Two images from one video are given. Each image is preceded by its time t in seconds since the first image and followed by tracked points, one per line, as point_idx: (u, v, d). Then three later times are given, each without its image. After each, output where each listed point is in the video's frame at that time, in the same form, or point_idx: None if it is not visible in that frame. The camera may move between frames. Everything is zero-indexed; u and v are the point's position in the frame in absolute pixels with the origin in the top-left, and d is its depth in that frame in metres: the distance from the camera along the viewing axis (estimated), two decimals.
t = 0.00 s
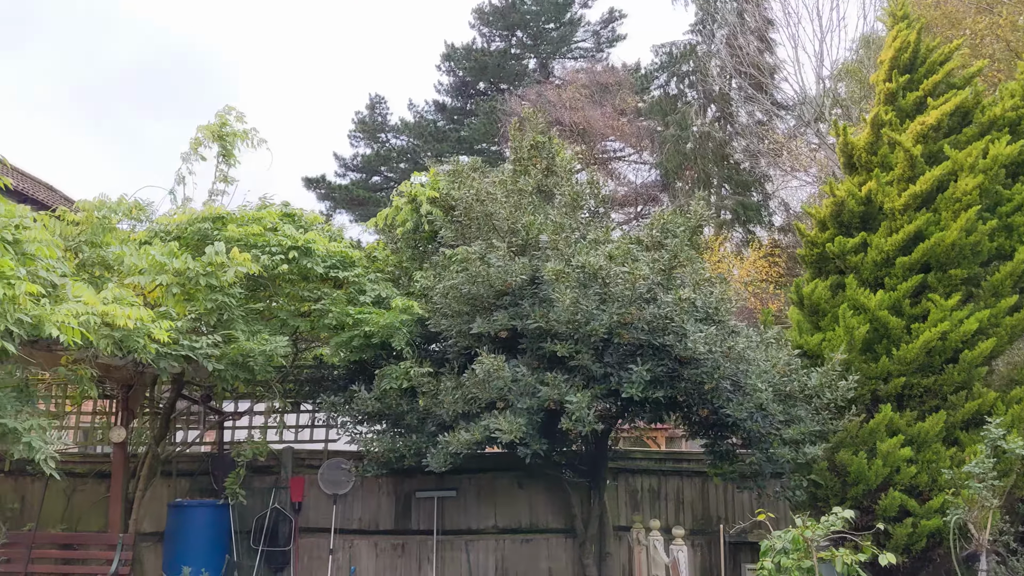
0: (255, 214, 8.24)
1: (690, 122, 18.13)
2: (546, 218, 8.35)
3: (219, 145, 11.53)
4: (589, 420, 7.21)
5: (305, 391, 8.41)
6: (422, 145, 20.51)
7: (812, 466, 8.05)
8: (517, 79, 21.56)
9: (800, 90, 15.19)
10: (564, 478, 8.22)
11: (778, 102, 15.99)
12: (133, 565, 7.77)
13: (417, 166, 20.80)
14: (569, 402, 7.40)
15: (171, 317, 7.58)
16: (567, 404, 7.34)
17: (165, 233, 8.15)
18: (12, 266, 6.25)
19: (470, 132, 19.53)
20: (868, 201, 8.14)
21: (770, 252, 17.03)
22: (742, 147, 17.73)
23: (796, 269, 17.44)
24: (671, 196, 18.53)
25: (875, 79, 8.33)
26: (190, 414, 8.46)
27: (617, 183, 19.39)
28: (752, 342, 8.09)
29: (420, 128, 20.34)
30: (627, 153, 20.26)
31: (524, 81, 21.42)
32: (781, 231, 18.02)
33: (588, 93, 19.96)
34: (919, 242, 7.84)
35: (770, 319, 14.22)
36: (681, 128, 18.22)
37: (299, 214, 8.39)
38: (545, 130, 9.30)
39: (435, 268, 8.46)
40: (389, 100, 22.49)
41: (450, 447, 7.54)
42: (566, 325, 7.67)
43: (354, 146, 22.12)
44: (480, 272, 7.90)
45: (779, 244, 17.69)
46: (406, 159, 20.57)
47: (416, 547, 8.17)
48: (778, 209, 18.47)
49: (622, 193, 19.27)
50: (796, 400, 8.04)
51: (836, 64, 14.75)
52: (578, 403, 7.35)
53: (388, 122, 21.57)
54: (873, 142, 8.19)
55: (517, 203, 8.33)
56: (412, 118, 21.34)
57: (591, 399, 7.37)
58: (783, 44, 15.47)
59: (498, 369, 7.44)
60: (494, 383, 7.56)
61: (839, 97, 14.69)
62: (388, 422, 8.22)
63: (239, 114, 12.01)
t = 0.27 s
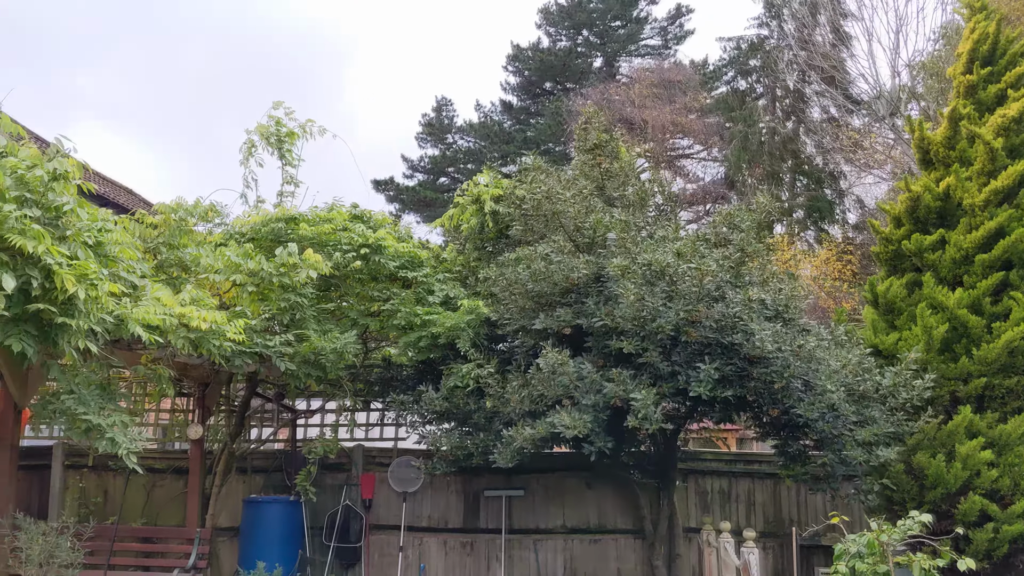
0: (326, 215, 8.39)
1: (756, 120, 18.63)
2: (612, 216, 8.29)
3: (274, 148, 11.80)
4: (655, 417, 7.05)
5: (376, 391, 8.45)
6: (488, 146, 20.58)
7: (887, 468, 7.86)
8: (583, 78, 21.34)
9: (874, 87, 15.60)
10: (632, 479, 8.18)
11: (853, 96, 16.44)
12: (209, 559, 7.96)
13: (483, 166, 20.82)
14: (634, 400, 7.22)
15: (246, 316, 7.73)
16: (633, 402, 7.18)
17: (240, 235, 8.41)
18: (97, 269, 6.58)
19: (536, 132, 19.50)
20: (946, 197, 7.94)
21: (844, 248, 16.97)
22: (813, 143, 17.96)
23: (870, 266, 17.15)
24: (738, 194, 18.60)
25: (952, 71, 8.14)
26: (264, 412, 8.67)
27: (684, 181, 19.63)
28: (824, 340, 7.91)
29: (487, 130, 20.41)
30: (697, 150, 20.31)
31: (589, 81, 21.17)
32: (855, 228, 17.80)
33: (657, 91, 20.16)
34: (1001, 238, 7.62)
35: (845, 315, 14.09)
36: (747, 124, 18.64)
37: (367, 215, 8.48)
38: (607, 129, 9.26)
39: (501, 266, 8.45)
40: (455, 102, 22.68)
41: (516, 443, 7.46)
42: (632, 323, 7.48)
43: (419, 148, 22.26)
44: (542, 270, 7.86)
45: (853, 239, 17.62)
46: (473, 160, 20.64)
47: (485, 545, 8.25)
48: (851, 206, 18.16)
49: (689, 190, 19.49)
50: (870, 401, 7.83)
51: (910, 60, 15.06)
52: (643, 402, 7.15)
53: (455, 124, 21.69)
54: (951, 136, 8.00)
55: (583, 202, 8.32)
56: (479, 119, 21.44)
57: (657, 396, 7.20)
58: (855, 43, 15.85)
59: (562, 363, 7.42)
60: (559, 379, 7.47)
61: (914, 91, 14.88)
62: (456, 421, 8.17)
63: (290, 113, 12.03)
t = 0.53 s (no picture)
0: (371, 218, 8.50)
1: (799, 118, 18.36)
2: (655, 215, 8.26)
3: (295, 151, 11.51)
4: (697, 413, 6.92)
5: (419, 392, 8.50)
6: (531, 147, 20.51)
7: (937, 470, 7.61)
8: (625, 78, 21.12)
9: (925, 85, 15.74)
10: (677, 482, 8.14)
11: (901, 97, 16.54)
12: (257, 557, 8.06)
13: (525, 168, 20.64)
14: (676, 396, 7.11)
15: (292, 316, 7.80)
16: (674, 399, 7.05)
17: (286, 237, 8.56)
18: (149, 271, 6.62)
19: (579, 134, 19.42)
20: (998, 195, 7.80)
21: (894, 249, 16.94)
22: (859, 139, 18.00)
23: (919, 267, 17.31)
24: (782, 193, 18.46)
25: (1004, 66, 8.01)
26: (310, 412, 8.78)
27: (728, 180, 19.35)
28: (872, 340, 7.78)
29: (530, 132, 20.34)
30: (741, 150, 20.14)
31: (631, 81, 20.93)
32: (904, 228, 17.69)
33: (702, 90, 19.93)
34: None
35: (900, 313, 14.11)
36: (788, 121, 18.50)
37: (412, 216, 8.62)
38: (647, 130, 9.26)
39: (544, 266, 8.45)
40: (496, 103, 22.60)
41: (558, 443, 7.36)
42: (675, 317, 7.43)
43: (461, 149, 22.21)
44: (587, 267, 7.87)
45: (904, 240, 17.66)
46: (515, 161, 20.58)
47: (529, 545, 8.28)
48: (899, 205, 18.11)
49: (734, 190, 19.20)
50: (920, 401, 7.66)
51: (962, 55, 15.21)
52: (686, 398, 7.02)
53: (497, 125, 21.67)
54: (1002, 133, 7.87)
55: (627, 201, 8.34)
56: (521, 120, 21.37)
57: (699, 392, 7.05)
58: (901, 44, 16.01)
59: (603, 359, 7.36)
60: (601, 378, 7.43)
61: (966, 89, 15.07)
62: (500, 421, 8.17)
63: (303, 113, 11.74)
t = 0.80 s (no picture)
0: (391, 219, 8.53)
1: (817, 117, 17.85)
2: (676, 215, 8.23)
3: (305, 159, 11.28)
4: (718, 415, 6.90)
5: (439, 391, 8.62)
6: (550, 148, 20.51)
7: (962, 474, 7.52)
8: (646, 79, 21.02)
9: (949, 84, 15.97)
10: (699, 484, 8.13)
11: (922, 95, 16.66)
12: (280, 558, 8.11)
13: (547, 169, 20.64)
14: (697, 396, 7.08)
15: (314, 317, 7.83)
16: (694, 399, 6.99)
17: (308, 239, 8.64)
18: (173, 272, 6.62)
19: (599, 136, 19.43)
20: None
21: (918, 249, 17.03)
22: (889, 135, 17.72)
23: (944, 268, 17.25)
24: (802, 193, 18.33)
25: None
26: (331, 413, 8.82)
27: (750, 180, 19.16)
28: (897, 343, 7.72)
29: (551, 133, 20.27)
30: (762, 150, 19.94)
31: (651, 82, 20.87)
32: (927, 228, 17.71)
33: (722, 91, 19.91)
34: None
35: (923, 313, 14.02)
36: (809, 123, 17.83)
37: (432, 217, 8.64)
38: (667, 131, 9.25)
39: (565, 267, 8.47)
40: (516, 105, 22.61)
41: (579, 444, 7.35)
42: (696, 316, 7.43)
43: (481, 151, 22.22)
44: (612, 266, 7.85)
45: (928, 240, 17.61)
46: (535, 163, 20.57)
47: (550, 548, 8.26)
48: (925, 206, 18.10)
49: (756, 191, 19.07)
50: (945, 404, 7.60)
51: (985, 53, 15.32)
52: (706, 398, 6.96)
53: (517, 127, 21.61)
54: None
55: (647, 202, 8.32)
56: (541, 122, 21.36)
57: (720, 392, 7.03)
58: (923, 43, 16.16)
59: (623, 361, 7.31)
60: (621, 378, 7.38)
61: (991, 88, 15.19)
62: (520, 422, 8.14)
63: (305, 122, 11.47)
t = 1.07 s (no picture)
0: (402, 222, 8.54)
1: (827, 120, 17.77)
2: (688, 219, 8.23)
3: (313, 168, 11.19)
4: (732, 420, 6.96)
5: (451, 395, 8.60)
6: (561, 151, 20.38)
7: (977, 480, 7.51)
8: (658, 82, 20.93)
9: (961, 86, 15.97)
10: (711, 488, 8.12)
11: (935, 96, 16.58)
12: (291, 561, 8.13)
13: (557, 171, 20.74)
14: (711, 402, 7.15)
15: (326, 320, 7.82)
16: (708, 404, 7.06)
17: (320, 242, 8.69)
18: (186, 273, 6.66)
19: (610, 138, 19.20)
20: None
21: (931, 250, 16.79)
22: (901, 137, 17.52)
23: (957, 271, 16.78)
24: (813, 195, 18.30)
25: None
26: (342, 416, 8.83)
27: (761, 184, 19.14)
28: (910, 347, 7.72)
29: (561, 135, 20.38)
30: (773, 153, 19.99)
31: (664, 84, 20.87)
32: (938, 231, 17.51)
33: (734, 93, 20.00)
34: None
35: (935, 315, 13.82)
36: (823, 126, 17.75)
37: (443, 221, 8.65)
38: (678, 134, 9.24)
39: (576, 270, 8.48)
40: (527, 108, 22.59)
41: (591, 448, 7.38)
42: (710, 324, 7.42)
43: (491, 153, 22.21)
44: (623, 270, 7.82)
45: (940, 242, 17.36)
46: (545, 165, 20.55)
47: (560, 552, 8.25)
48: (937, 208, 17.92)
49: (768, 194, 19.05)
50: (958, 409, 7.58)
51: (999, 55, 15.27)
52: (719, 403, 7.03)
53: (528, 129, 21.60)
54: None
55: (659, 205, 8.31)
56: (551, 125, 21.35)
57: (734, 398, 7.08)
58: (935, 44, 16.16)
59: (637, 365, 7.34)
60: (635, 383, 7.42)
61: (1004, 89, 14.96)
62: (530, 426, 8.15)
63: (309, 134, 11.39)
